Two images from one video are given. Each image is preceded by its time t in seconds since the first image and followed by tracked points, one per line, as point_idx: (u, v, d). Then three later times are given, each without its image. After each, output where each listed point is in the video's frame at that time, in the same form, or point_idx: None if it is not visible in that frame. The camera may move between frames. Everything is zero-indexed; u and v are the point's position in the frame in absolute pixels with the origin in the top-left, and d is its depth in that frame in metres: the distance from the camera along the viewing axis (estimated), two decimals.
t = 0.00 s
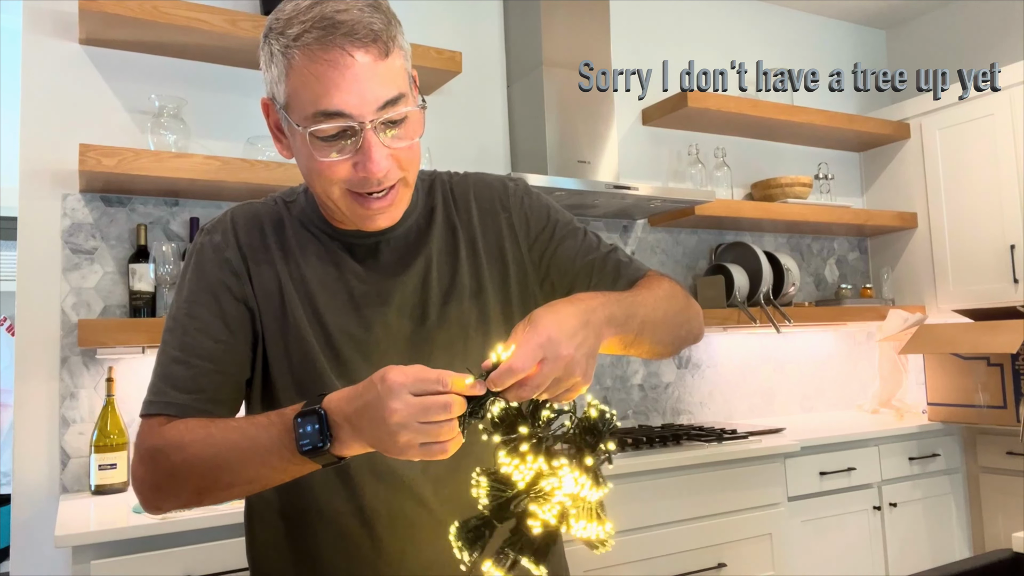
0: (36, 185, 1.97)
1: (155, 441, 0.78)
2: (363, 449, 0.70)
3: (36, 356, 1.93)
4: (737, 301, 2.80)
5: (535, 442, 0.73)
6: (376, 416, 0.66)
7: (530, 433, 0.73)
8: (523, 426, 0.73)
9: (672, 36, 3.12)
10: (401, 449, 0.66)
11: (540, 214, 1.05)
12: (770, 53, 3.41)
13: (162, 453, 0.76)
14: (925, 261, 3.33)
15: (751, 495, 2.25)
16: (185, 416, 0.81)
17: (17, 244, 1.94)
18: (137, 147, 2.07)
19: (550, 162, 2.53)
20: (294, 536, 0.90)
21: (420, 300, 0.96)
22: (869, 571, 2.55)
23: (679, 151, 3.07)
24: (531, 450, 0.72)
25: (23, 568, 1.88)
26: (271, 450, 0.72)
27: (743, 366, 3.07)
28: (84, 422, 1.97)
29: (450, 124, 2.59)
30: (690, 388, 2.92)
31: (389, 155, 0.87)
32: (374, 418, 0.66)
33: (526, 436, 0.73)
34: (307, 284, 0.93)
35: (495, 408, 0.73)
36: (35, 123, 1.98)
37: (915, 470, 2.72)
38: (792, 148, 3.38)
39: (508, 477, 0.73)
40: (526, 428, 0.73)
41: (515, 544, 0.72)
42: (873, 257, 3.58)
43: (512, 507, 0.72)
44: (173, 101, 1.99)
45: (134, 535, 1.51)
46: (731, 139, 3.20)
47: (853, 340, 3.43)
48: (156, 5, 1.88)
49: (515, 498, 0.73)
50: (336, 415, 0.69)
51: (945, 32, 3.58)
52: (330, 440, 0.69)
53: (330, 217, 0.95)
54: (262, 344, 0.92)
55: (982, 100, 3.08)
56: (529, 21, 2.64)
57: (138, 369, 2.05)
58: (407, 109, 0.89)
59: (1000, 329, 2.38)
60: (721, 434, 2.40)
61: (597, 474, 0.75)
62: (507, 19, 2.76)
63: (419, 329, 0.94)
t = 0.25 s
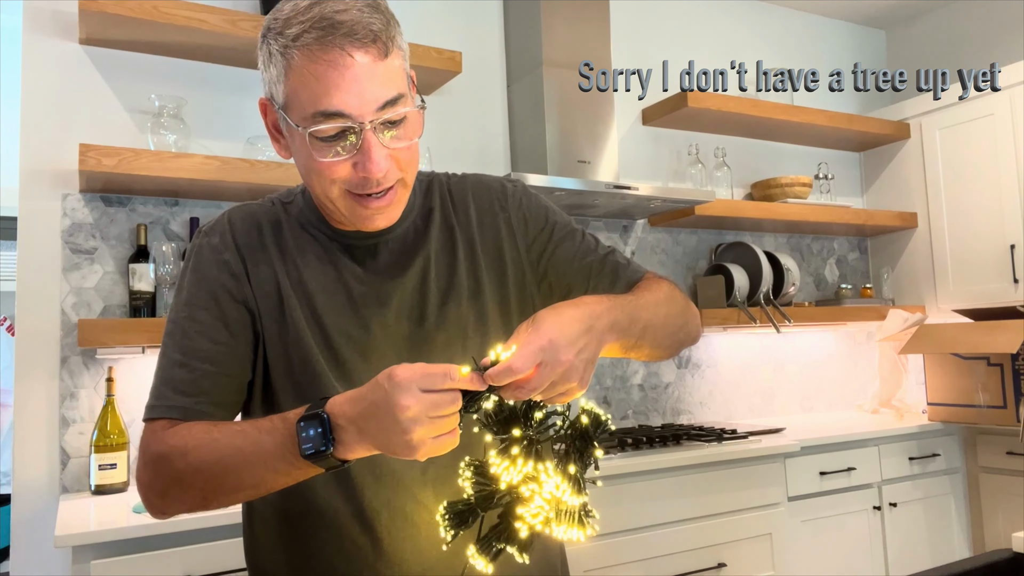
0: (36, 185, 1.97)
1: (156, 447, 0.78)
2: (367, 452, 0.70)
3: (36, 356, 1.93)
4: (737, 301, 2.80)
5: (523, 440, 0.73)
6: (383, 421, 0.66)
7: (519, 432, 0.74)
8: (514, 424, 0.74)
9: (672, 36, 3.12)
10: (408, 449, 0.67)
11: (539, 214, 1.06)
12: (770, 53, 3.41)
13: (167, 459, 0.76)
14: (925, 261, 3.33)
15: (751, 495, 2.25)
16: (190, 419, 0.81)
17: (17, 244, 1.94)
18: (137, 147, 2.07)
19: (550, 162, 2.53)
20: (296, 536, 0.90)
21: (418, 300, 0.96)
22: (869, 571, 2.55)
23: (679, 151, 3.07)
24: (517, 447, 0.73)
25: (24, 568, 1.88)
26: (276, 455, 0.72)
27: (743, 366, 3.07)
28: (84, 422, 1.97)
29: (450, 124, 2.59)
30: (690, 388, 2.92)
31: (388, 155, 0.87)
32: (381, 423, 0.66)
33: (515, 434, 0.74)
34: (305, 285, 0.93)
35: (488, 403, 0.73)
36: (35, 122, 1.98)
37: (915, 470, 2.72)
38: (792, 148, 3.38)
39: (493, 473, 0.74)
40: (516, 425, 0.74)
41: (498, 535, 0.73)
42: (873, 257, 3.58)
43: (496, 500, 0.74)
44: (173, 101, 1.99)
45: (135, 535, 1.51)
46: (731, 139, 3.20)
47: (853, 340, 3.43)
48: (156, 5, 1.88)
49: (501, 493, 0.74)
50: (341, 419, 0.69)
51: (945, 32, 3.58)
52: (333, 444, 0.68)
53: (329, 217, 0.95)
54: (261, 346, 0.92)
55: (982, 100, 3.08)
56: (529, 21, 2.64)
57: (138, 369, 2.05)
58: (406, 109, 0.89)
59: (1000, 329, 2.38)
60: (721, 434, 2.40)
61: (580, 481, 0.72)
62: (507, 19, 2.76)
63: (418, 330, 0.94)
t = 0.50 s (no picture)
0: (36, 185, 1.97)
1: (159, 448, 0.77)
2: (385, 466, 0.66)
3: (36, 356, 1.93)
4: (737, 301, 2.80)
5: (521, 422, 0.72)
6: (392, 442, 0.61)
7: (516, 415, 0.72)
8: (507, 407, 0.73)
9: (672, 36, 3.12)
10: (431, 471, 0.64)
11: (537, 214, 1.06)
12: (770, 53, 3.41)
13: (169, 466, 0.75)
14: (925, 261, 3.32)
15: (751, 495, 2.25)
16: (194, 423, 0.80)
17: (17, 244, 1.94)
18: (136, 147, 2.07)
19: (550, 162, 2.53)
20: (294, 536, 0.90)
21: (418, 300, 0.96)
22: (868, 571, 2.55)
23: (680, 151, 3.07)
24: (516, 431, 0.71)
25: (24, 568, 1.88)
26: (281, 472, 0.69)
27: (743, 366, 3.07)
28: (83, 422, 1.97)
29: (450, 124, 2.59)
30: (690, 388, 2.92)
31: (388, 157, 0.88)
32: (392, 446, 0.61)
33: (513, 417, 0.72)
34: (305, 285, 0.93)
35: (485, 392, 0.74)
36: (35, 122, 1.98)
37: (915, 470, 2.72)
38: (792, 148, 3.38)
39: (495, 461, 0.72)
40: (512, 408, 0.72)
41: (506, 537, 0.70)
42: (873, 257, 3.58)
43: (502, 495, 0.70)
44: (173, 100, 1.99)
45: (134, 535, 1.51)
46: (731, 139, 3.21)
47: (853, 340, 3.43)
48: (156, 5, 1.88)
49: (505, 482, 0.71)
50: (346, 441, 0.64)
51: (945, 32, 3.58)
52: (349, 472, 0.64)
53: (328, 218, 0.95)
54: (261, 348, 0.92)
55: (982, 100, 3.08)
56: (529, 21, 2.64)
57: (138, 369, 2.04)
58: (404, 111, 0.89)
59: (1000, 329, 2.38)
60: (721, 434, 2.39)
61: (586, 463, 0.73)
62: (507, 19, 2.76)
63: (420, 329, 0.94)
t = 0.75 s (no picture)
0: (36, 185, 1.97)
1: (170, 475, 0.76)
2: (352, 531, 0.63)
3: (36, 356, 1.93)
4: (737, 300, 2.80)
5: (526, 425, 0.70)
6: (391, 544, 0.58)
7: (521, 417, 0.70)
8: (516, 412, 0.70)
9: (672, 36, 3.12)
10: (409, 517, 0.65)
11: (533, 214, 1.07)
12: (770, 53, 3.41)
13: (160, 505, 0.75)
14: (925, 261, 3.33)
15: (751, 495, 2.25)
16: (205, 432, 0.80)
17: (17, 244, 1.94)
18: (136, 147, 2.07)
19: (550, 162, 2.53)
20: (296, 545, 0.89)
21: (420, 301, 0.96)
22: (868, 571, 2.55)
23: (679, 151, 3.07)
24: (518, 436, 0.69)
25: (23, 568, 1.88)
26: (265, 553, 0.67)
27: (744, 366, 3.07)
28: (83, 422, 1.97)
29: (450, 124, 2.59)
30: (690, 388, 2.92)
31: (383, 162, 0.88)
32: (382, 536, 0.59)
33: (518, 420, 0.70)
34: (305, 289, 0.92)
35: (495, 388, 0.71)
36: (35, 122, 1.97)
37: (915, 470, 2.72)
38: (792, 148, 3.38)
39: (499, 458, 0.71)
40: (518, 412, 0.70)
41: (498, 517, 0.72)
42: (873, 257, 3.58)
43: (501, 483, 0.71)
44: (173, 100, 1.99)
45: (135, 535, 1.51)
46: (731, 139, 3.20)
47: (852, 340, 3.43)
48: (156, 5, 1.88)
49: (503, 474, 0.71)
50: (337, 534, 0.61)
51: (945, 32, 3.58)
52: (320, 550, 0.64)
53: (325, 223, 0.95)
54: (263, 354, 0.91)
55: (982, 100, 3.08)
56: (529, 21, 2.63)
57: (138, 369, 2.04)
58: (398, 115, 0.88)
59: (1000, 329, 2.38)
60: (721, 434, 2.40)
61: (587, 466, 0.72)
62: (507, 19, 2.76)
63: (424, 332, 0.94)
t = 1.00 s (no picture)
0: (36, 185, 1.97)
1: (157, 495, 0.75)
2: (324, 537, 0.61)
3: (36, 356, 1.93)
4: (737, 300, 2.80)
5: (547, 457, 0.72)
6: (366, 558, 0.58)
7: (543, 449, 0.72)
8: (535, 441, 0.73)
9: (672, 36, 3.12)
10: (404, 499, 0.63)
11: (527, 213, 1.06)
12: (770, 53, 3.41)
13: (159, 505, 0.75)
14: (925, 261, 3.32)
15: (751, 495, 2.25)
16: (198, 446, 0.80)
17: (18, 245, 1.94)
18: (136, 147, 2.07)
19: (550, 162, 2.53)
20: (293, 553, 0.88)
21: (415, 302, 0.95)
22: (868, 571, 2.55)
23: (680, 151, 3.07)
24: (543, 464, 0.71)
25: (23, 568, 1.88)
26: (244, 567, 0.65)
27: (744, 366, 3.07)
28: (83, 422, 1.97)
29: (450, 124, 2.59)
30: (690, 388, 2.92)
31: (379, 164, 0.88)
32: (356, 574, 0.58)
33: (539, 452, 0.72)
34: (299, 292, 0.92)
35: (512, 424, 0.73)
36: (35, 122, 1.98)
37: (915, 470, 2.72)
38: (792, 148, 3.38)
39: (525, 495, 0.72)
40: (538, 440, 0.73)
41: (528, 556, 0.71)
42: (873, 257, 3.58)
43: (524, 519, 0.71)
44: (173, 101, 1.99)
45: (134, 535, 1.51)
46: (731, 139, 3.20)
47: (853, 340, 3.43)
48: (156, 5, 1.88)
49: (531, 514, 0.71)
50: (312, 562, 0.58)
51: (945, 32, 3.58)
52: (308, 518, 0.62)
53: (317, 223, 0.94)
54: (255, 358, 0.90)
55: (982, 100, 3.08)
56: (529, 21, 2.64)
57: (138, 369, 2.05)
58: (394, 117, 0.89)
59: (1001, 328, 2.38)
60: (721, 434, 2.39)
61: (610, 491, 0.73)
62: (507, 19, 2.76)
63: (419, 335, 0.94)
